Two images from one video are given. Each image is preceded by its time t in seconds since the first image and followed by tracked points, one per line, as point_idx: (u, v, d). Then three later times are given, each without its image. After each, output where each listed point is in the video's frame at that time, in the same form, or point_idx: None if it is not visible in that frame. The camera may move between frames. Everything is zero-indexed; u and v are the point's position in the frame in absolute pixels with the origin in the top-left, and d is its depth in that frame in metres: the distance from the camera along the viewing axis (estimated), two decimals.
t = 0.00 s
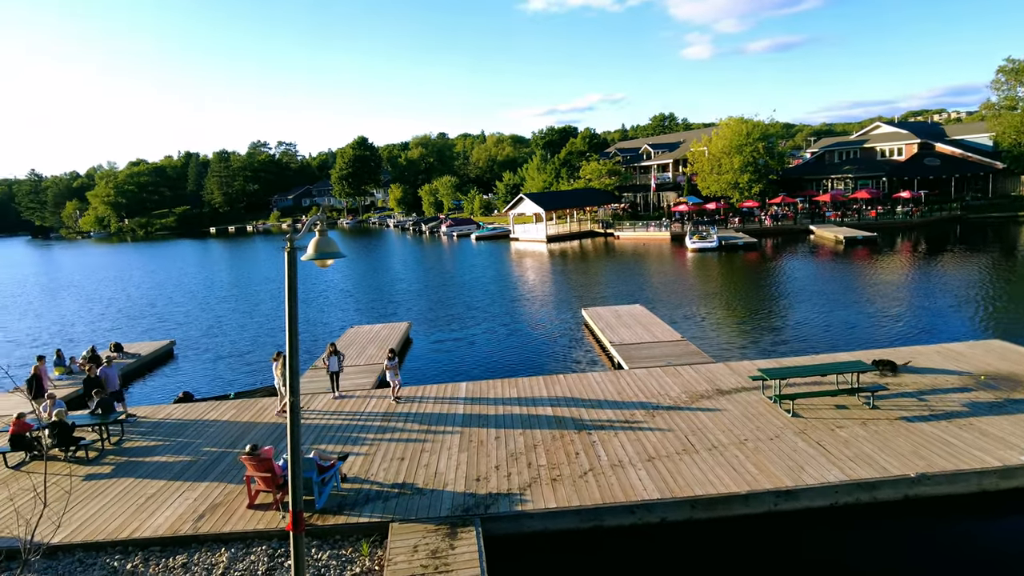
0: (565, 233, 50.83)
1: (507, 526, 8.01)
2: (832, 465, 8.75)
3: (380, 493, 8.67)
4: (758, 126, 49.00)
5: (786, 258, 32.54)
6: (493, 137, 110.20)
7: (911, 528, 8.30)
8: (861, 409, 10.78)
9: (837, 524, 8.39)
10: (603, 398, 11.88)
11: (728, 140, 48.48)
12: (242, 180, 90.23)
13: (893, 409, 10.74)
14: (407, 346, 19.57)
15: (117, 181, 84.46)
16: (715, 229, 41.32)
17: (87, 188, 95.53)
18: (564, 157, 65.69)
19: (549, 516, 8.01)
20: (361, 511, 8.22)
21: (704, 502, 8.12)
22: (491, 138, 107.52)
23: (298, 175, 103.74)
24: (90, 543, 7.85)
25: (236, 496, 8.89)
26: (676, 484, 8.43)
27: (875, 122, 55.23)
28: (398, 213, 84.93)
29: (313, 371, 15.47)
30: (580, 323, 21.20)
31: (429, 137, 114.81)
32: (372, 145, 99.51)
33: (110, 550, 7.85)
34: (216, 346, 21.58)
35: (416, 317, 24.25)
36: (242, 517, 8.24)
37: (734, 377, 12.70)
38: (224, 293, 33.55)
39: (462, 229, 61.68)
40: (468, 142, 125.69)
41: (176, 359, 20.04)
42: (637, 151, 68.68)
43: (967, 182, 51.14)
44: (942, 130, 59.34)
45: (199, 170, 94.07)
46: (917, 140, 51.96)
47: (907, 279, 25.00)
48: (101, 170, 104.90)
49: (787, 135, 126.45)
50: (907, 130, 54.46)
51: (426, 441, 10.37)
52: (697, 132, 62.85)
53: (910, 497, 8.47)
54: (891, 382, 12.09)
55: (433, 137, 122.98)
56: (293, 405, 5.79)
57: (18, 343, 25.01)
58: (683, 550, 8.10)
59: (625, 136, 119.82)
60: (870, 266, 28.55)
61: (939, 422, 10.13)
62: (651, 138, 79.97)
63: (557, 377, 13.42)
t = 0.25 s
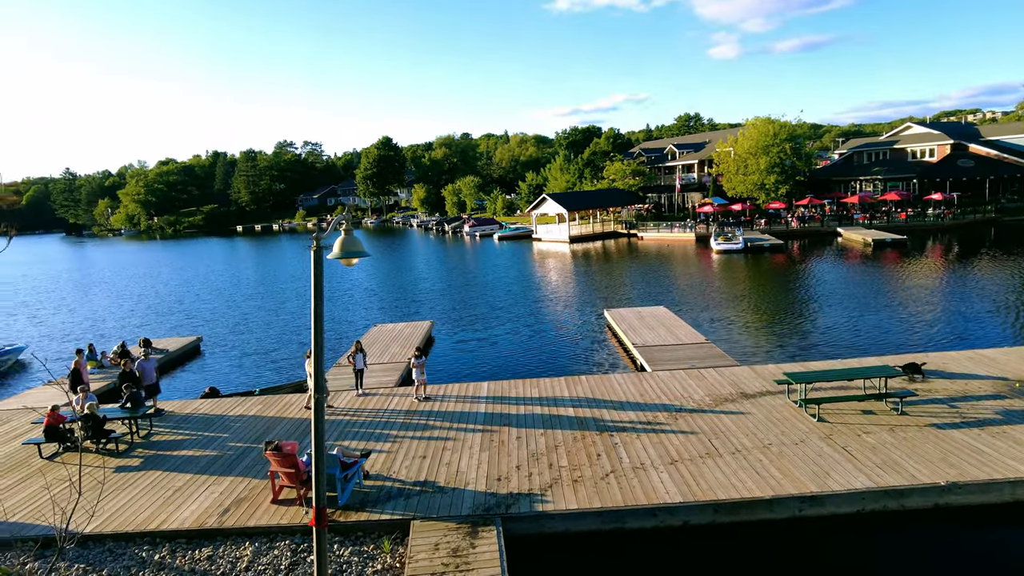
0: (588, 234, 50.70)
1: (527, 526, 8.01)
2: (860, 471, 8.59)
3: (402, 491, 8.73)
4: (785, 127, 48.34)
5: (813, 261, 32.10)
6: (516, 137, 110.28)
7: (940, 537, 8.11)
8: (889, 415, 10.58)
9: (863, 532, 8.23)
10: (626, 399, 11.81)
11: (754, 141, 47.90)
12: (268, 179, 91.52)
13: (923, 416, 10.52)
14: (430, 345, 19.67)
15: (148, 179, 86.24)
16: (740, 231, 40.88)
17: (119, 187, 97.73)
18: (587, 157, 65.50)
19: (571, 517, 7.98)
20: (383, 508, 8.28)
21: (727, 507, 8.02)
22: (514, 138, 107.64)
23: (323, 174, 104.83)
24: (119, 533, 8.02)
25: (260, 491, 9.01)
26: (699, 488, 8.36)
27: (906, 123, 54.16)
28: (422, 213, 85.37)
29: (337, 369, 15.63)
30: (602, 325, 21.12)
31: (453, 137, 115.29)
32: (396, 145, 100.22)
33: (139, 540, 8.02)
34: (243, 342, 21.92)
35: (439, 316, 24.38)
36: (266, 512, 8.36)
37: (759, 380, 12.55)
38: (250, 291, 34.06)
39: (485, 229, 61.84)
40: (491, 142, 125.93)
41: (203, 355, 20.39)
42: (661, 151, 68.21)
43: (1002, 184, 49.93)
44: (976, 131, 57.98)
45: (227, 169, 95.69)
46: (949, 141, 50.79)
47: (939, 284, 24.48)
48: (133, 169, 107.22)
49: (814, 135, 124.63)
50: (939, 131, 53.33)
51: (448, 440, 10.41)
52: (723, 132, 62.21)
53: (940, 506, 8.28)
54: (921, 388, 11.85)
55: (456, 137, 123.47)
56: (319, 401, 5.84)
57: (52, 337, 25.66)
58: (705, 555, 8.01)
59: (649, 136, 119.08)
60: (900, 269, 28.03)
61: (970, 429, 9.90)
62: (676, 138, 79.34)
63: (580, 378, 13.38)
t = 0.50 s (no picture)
0: (612, 234, 50.46)
1: (548, 527, 7.98)
2: (888, 478, 8.42)
3: (424, 488, 8.77)
4: (814, 127, 47.55)
5: (841, 263, 31.55)
6: (541, 137, 110.18)
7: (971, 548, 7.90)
8: (919, 422, 10.35)
9: (891, 540, 8.05)
10: (649, 401, 11.72)
11: (782, 141, 47.22)
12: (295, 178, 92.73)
13: (955, 422, 10.28)
14: (453, 344, 19.75)
15: (178, 178, 87.92)
16: (767, 232, 40.35)
17: (150, 185, 99.77)
18: (612, 157, 65.18)
19: (592, 518, 7.94)
20: (405, 505, 8.33)
21: (750, 511, 7.91)
22: (539, 138, 107.56)
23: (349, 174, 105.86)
24: (148, 524, 8.18)
25: (284, 485, 9.13)
26: (722, 492, 8.26)
27: (940, 123, 52.92)
28: (446, 212, 85.71)
29: (361, 366, 15.76)
30: (626, 326, 21.00)
31: (477, 137, 115.54)
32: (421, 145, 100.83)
33: (167, 531, 8.18)
34: (269, 339, 22.23)
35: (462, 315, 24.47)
36: (290, 507, 8.46)
37: (785, 384, 12.37)
38: (276, 288, 34.53)
39: (508, 228, 61.91)
40: (516, 142, 126.00)
41: (230, 351, 20.71)
42: (687, 152, 67.62)
43: None
44: (1013, 131, 56.46)
45: (255, 168, 97.13)
46: (986, 142, 49.38)
47: (972, 288, 23.91)
48: (164, 168, 109.42)
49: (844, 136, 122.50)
50: (975, 131, 52.04)
51: (470, 439, 10.44)
52: (750, 132, 61.45)
53: (971, 516, 8.07)
54: (953, 394, 11.57)
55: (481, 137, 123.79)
56: (343, 399, 5.89)
57: (86, 331, 26.30)
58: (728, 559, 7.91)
59: (674, 136, 118.13)
60: (933, 273, 27.41)
61: (1004, 438, 9.65)
62: (703, 138, 78.57)
63: (603, 379, 13.31)
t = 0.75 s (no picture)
0: (634, 235, 50.20)
1: (566, 527, 7.96)
2: (915, 486, 8.26)
3: (444, 486, 8.81)
4: (841, 127, 46.74)
5: (868, 266, 31.05)
6: (563, 137, 109.95)
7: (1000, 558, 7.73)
8: (946, 429, 10.14)
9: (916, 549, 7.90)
10: (670, 403, 11.64)
11: (808, 142, 46.52)
12: (319, 177, 93.69)
13: (984, 430, 10.04)
14: (473, 343, 19.80)
15: (204, 176, 89.35)
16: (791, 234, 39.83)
17: (178, 182, 101.54)
18: (635, 157, 64.82)
19: (612, 520, 7.90)
20: (425, 503, 8.38)
21: (772, 516, 7.82)
22: (561, 138, 107.34)
23: (372, 173, 106.65)
24: (173, 515, 8.34)
25: (305, 481, 9.24)
26: (743, 496, 8.17)
27: (971, 124, 51.76)
28: (467, 212, 85.90)
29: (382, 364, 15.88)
30: (647, 327, 20.89)
31: (500, 136, 115.63)
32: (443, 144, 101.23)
33: (191, 523, 8.32)
34: (292, 336, 22.48)
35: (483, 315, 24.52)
36: (311, 502, 8.55)
37: (809, 388, 12.20)
38: (299, 286, 34.92)
39: (529, 228, 61.89)
40: (538, 141, 125.86)
41: (253, 348, 20.99)
42: (711, 152, 66.96)
43: None
44: None
45: (279, 167, 98.28)
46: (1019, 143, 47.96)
47: (1004, 293, 23.36)
48: (192, 166, 111.34)
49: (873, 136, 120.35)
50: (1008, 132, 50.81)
51: (489, 438, 10.44)
52: (776, 132, 60.66)
53: (1001, 526, 7.88)
54: (983, 401, 11.32)
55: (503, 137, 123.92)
56: (365, 396, 5.92)
57: (114, 326, 26.84)
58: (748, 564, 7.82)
59: (698, 136, 117.21)
60: (963, 277, 26.83)
61: None
62: (727, 138, 77.72)
63: (623, 380, 13.25)
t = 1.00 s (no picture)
0: (653, 235, 49.91)
1: (582, 528, 7.94)
2: (938, 493, 8.12)
3: (460, 484, 8.84)
4: (865, 128, 45.83)
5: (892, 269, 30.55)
6: (583, 136, 109.56)
7: None
8: (972, 435, 9.95)
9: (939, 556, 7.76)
10: (688, 406, 11.57)
11: (830, 142, 45.77)
12: (340, 175, 94.44)
13: (1011, 437, 9.84)
14: (491, 342, 19.83)
15: (226, 174, 90.48)
16: (814, 235, 39.32)
17: (201, 180, 102.98)
18: (655, 157, 64.47)
19: (628, 522, 7.87)
20: (441, 500, 8.42)
21: (791, 520, 7.73)
22: (581, 137, 107.03)
23: (392, 172, 107.25)
24: (194, 508, 8.46)
25: (323, 477, 9.31)
26: (761, 499, 8.10)
27: (1001, 124, 50.66)
28: (486, 211, 86.01)
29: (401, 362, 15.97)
30: (665, 328, 20.77)
31: (519, 135, 115.60)
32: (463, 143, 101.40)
33: (211, 517, 8.43)
34: (312, 333, 22.70)
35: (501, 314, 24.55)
36: (329, 498, 8.63)
37: (830, 392, 12.04)
38: (319, 283, 35.23)
39: (548, 228, 61.82)
40: (558, 141, 125.56)
41: (274, 344, 21.22)
42: (732, 152, 66.32)
43: None
44: None
45: (300, 165, 99.20)
46: None
47: None
48: (214, 164, 112.79)
49: (898, 137, 118.39)
50: None
51: (506, 437, 10.46)
52: (798, 133, 59.96)
53: None
54: (1010, 407, 11.09)
55: (523, 136, 123.86)
56: (384, 393, 5.96)
57: (138, 321, 27.29)
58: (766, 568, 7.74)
59: (719, 136, 116.16)
60: (990, 281, 26.32)
61: None
62: (749, 138, 76.99)
63: (641, 382, 13.18)
